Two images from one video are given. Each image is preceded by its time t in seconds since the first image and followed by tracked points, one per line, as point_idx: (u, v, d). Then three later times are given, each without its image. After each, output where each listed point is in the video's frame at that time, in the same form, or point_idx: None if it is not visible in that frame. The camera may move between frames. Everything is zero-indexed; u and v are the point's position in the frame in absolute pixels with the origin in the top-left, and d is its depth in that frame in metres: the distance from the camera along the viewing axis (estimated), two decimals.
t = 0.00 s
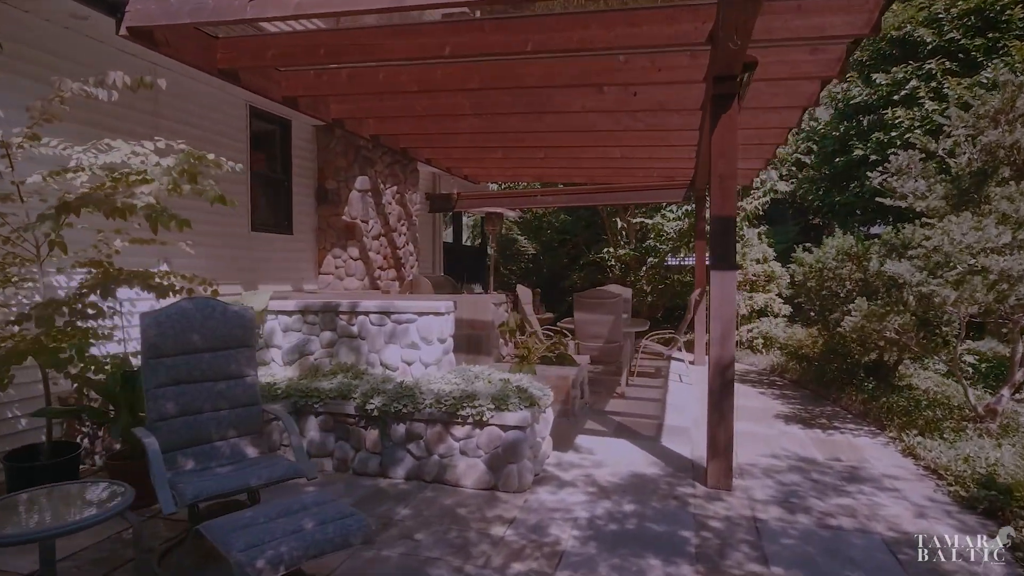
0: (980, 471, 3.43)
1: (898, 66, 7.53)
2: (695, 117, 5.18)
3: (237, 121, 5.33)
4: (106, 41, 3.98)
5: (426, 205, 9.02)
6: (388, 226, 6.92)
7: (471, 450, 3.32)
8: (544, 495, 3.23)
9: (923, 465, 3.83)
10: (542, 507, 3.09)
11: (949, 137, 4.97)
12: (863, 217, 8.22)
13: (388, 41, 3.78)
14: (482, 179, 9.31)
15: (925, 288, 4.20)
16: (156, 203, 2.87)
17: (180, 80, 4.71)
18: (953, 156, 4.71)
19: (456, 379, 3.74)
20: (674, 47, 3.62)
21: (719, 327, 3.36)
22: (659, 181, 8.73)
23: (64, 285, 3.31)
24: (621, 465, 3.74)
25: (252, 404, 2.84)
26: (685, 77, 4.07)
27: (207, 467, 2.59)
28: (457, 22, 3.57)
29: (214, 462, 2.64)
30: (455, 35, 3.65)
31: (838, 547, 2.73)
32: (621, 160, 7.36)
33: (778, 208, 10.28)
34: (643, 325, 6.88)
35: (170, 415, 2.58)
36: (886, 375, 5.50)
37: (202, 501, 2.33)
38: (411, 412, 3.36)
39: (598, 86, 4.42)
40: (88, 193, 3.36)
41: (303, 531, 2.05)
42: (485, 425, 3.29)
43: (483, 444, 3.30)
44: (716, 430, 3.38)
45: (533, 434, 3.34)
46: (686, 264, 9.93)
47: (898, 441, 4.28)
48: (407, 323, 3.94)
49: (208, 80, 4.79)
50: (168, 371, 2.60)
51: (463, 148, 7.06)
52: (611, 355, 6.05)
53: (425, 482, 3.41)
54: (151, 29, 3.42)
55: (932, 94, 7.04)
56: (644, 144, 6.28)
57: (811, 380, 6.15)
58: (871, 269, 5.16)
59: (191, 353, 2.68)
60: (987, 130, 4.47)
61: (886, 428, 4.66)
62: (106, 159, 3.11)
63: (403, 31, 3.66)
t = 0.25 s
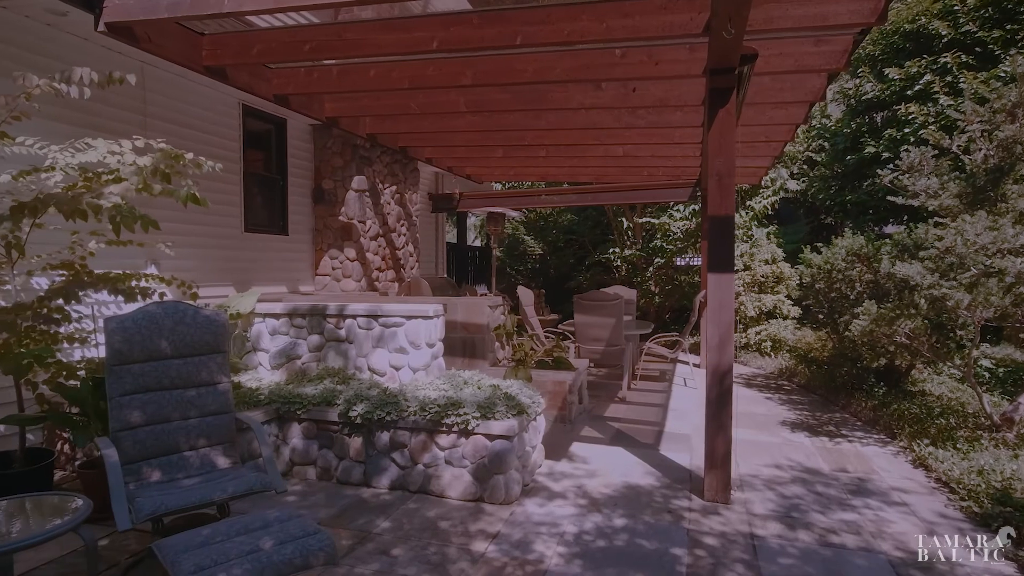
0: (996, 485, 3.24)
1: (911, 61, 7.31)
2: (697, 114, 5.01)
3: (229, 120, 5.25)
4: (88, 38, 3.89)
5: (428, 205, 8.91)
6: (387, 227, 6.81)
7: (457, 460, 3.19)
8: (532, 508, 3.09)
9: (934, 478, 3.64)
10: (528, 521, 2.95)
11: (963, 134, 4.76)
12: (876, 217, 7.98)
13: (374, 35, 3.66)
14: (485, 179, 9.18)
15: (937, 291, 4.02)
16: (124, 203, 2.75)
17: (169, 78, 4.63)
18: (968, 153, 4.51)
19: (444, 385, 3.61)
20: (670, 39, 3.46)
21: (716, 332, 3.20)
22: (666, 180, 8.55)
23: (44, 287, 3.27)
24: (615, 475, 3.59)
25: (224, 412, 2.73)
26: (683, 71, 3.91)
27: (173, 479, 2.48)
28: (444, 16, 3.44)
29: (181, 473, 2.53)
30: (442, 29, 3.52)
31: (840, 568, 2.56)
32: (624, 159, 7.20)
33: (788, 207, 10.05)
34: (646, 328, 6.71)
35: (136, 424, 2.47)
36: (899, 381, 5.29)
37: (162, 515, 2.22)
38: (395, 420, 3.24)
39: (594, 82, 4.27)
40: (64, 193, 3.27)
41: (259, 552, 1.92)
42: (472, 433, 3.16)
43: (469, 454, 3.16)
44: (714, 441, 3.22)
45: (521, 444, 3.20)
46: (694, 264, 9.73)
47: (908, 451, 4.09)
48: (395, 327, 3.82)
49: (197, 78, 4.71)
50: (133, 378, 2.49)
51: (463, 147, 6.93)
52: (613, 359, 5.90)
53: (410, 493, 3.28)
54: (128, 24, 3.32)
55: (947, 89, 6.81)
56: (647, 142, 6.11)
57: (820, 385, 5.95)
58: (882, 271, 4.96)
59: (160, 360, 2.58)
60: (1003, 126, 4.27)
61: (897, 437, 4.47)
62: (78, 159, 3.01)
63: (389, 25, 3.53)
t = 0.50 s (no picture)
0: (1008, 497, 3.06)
1: (922, 55, 7.10)
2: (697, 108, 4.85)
3: (219, 117, 5.15)
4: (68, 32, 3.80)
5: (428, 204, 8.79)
6: (383, 226, 6.71)
7: (439, 467, 3.07)
8: (516, 518, 2.96)
9: (943, 488, 3.47)
10: (510, 533, 2.81)
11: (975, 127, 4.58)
12: (885, 216, 7.77)
13: (358, 27, 3.54)
14: (486, 178, 9.05)
15: (947, 292, 3.84)
16: (86, 200, 2.65)
17: (154, 74, 4.54)
18: (980, 147, 4.32)
19: (429, 389, 3.48)
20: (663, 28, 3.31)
21: (710, 335, 3.06)
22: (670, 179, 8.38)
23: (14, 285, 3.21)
24: (606, 484, 3.44)
25: (191, 417, 2.61)
26: (680, 62, 3.76)
27: (134, 488, 2.37)
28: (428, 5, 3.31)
29: (143, 482, 2.42)
30: (427, 19, 3.39)
31: None
32: (626, 157, 7.05)
33: (796, 206, 9.84)
34: (647, 330, 6.55)
35: (94, 430, 2.37)
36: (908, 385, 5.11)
37: (116, 528, 2.11)
38: (375, 425, 3.12)
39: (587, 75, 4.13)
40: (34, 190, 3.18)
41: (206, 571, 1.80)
42: (454, 440, 3.03)
43: (451, 461, 3.04)
44: (708, 450, 3.07)
45: (505, 451, 3.07)
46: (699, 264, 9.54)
47: (916, 459, 3.91)
48: (379, 328, 3.70)
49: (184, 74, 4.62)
50: (93, 382, 2.38)
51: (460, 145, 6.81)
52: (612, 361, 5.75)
53: (390, 501, 3.16)
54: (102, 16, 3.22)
55: (960, 83, 6.60)
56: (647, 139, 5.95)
57: (826, 389, 5.76)
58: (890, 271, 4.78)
59: (122, 363, 2.47)
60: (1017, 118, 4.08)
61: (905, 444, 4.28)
62: (47, 154, 2.92)
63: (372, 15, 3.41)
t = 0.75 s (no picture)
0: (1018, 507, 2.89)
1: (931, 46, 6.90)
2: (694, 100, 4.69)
3: (204, 112, 5.05)
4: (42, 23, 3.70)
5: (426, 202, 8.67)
6: (376, 224, 6.59)
7: (415, 472, 2.93)
8: (494, 527, 2.82)
9: (949, 497, 3.29)
10: (487, 543, 2.67)
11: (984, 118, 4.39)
12: (893, 213, 7.57)
13: (336, 16, 3.40)
14: (485, 175, 8.92)
15: (953, 290, 3.67)
16: (40, 192, 2.59)
17: (136, 68, 4.44)
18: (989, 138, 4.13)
19: (409, 391, 3.35)
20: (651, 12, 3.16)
21: (700, 335, 2.90)
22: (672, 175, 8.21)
23: None
24: (593, 490, 3.29)
25: (150, 420, 2.49)
26: (672, 49, 3.60)
27: (85, 495, 2.26)
28: None
29: (96, 489, 2.31)
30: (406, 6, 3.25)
31: None
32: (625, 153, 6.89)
33: (803, 203, 9.64)
34: (646, 330, 6.39)
35: (43, 434, 2.25)
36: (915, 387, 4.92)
37: (59, 538, 2.00)
38: (349, 428, 2.99)
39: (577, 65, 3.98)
40: None
41: None
42: (431, 444, 2.90)
43: (428, 466, 2.90)
44: (697, 455, 2.92)
45: (484, 456, 2.93)
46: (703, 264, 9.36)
47: (922, 466, 3.73)
48: (359, 328, 3.57)
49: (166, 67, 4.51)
50: (42, 383, 2.27)
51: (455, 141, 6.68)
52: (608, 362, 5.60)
53: (365, 507, 3.03)
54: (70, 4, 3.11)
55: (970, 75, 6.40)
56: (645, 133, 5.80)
57: (830, 391, 5.58)
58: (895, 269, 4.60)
59: (76, 363, 2.36)
60: None
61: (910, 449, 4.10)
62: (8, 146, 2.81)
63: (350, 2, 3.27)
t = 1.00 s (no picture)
0: None
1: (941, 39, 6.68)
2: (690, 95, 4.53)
3: (191, 110, 4.96)
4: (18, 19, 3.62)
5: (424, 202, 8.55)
6: (369, 223, 6.47)
7: (389, 482, 2.81)
8: (471, 541, 2.68)
9: (956, 511, 3.12)
10: (462, 558, 2.54)
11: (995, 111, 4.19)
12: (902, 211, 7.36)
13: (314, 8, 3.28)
14: (484, 174, 8.78)
15: (960, 292, 3.49)
16: None
17: (119, 64, 4.35)
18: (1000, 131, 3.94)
19: (388, 397, 3.23)
20: None
21: (688, 339, 2.75)
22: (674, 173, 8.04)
23: None
24: (579, 501, 3.15)
25: (107, 429, 2.38)
26: (663, 40, 3.45)
27: (34, 509, 2.15)
28: None
29: (46, 501, 2.20)
30: None
31: None
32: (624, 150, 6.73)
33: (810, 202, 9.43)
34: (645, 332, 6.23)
35: None
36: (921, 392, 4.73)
37: None
38: (321, 435, 2.87)
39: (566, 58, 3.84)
40: None
41: None
42: (405, 453, 2.76)
43: (402, 475, 2.77)
44: (686, 466, 2.77)
45: (461, 466, 2.79)
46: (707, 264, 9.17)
47: (928, 476, 3.55)
48: (339, 331, 3.44)
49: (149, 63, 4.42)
50: None
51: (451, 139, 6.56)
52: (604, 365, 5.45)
53: (339, 518, 2.91)
54: None
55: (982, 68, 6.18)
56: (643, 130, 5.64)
57: (834, 396, 5.40)
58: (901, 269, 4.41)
59: (26, 370, 2.25)
60: None
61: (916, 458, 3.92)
62: None
63: None
